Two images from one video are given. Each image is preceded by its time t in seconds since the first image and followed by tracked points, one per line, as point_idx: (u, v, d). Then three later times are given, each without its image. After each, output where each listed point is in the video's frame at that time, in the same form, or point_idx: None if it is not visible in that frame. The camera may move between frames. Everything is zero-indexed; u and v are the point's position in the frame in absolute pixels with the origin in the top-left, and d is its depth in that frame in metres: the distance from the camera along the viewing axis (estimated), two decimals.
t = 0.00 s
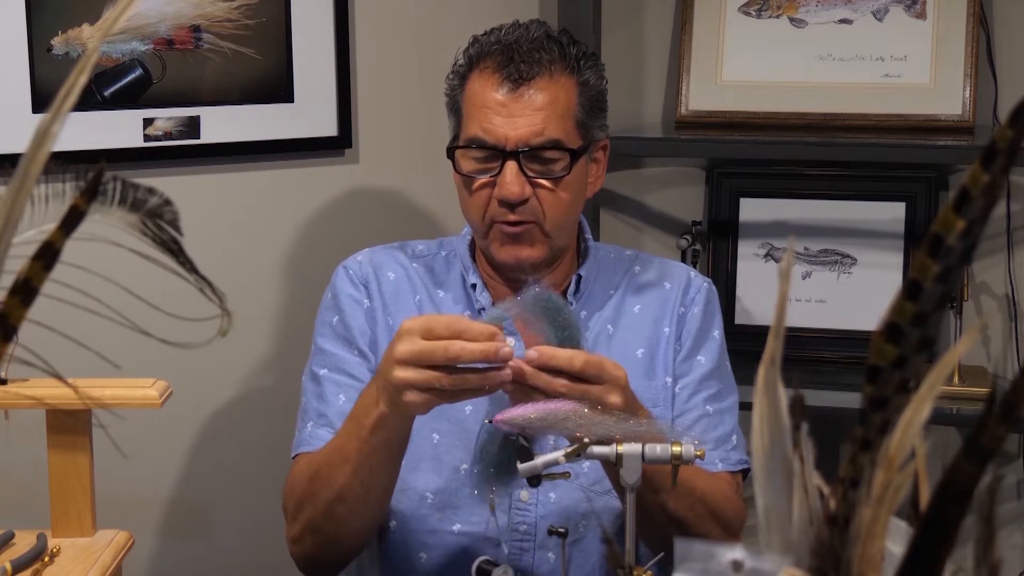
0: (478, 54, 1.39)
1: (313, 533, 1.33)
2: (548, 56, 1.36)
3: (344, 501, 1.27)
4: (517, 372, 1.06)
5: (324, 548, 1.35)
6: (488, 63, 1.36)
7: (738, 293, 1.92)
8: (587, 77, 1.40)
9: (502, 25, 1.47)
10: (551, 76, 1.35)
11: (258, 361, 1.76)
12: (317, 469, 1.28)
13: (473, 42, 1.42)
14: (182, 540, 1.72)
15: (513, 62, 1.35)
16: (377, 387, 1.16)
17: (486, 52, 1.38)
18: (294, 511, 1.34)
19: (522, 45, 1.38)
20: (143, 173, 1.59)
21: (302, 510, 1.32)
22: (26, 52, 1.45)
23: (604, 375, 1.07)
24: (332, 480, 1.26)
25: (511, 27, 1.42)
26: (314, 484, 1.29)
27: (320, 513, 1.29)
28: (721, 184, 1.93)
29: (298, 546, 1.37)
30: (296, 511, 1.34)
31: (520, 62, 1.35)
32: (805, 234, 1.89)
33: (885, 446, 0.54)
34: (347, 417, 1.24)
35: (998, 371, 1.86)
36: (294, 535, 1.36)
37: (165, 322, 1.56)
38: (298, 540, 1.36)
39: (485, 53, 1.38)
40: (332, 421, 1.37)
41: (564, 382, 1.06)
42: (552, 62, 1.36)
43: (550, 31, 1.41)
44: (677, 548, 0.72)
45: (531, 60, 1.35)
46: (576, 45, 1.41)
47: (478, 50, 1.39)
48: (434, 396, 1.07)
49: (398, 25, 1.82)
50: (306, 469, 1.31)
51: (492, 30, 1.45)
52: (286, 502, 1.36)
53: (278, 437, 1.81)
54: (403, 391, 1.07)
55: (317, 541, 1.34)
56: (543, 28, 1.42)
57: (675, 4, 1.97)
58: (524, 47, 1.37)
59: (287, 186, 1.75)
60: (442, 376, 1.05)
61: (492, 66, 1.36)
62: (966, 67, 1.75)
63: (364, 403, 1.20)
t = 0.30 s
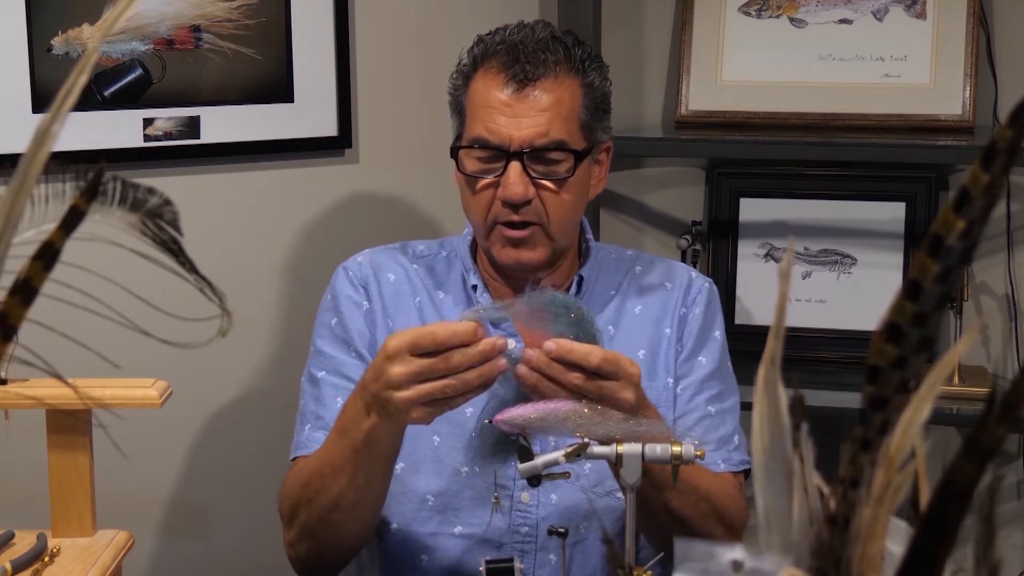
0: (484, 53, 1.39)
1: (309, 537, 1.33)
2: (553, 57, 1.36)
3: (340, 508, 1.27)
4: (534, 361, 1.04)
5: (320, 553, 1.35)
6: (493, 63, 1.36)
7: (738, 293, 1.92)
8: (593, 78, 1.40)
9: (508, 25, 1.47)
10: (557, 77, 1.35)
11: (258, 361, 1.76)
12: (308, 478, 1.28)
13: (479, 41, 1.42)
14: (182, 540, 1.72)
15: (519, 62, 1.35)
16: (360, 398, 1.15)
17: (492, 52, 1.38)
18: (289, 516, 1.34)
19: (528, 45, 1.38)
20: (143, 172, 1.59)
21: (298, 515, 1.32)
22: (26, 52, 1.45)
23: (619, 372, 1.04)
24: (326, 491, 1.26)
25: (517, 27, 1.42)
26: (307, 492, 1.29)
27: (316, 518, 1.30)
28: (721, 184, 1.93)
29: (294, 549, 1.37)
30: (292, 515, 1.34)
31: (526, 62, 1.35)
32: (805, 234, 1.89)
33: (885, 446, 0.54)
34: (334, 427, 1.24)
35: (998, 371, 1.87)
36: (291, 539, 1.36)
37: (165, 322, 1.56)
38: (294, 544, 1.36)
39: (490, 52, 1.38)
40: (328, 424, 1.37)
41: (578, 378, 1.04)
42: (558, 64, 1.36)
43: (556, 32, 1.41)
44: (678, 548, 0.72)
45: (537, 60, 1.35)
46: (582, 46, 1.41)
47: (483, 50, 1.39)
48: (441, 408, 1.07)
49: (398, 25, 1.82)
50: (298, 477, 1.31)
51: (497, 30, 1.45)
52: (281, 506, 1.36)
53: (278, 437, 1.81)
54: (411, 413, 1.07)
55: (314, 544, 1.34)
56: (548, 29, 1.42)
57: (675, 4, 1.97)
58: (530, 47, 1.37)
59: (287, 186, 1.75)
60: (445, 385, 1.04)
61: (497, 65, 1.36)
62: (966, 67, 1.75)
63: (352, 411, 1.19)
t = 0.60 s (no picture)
0: (487, 51, 1.39)
1: (297, 536, 1.33)
2: (556, 56, 1.36)
3: (321, 507, 1.27)
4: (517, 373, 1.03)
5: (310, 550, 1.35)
6: (496, 61, 1.36)
7: (738, 294, 1.92)
8: (595, 78, 1.40)
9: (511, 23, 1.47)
10: (559, 76, 1.35)
11: (258, 362, 1.76)
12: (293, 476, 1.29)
13: (482, 39, 1.42)
14: (181, 540, 1.71)
15: (522, 60, 1.35)
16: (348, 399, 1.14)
17: (495, 50, 1.38)
18: (278, 515, 1.34)
19: (532, 44, 1.37)
20: (143, 172, 1.59)
21: (284, 515, 1.32)
22: (26, 52, 1.45)
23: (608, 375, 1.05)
24: (310, 491, 1.26)
25: (520, 26, 1.42)
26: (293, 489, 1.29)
27: (302, 517, 1.30)
28: (721, 184, 1.93)
29: (283, 549, 1.37)
30: (279, 515, 1.34)
31: (529, 61, 1.35)
32: (805, 234, 1.89)
33: (885, 446, 0.54)
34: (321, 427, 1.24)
35: (998, 371, 1.87)
36: (279, 538, 1.36)
37: (165, 322, 1.56)
38: (283, 543, 1.36)
39: (494, 50, 1.38)
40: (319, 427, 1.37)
41: (567, 388, 1.04)
42: (561, 63, 1.36)
43: (559, 31, 1.41)
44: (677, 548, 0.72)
45: (540, 59, 1.35)
46: (585, 45, 1.41)
47: (487, 47, 1.39)
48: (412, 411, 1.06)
49: (398, 25, 1.82)
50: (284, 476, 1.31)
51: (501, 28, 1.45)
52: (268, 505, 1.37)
53: (278, 437, 1.81)
54: (389, 411, 1.06)
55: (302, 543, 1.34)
56: (553, 28, 1.42)
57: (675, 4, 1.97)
58: (534, 46, 1.37)
59: (287, 186, 1.75)
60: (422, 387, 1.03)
61: (501, 63, 1.35)
62: (966, 67, 1.75)
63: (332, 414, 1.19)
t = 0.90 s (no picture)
0: (477, 52, 1.39)
1: (312, 535, 1.33)
2: (546, 56, 1.36)
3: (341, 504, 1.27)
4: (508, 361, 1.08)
5: (324, 550, 1.35)
6: (486, 62, 1.36)
7: (738, 294, 1.92)
8: (586, 76, 1.40)
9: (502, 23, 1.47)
10: (550, 75, 1.35)
11: (258, 362, 1.76)
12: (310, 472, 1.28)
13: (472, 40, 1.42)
14: (181, 540, 1.71)
15: (512, 61, 1.35)
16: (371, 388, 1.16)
17: (485, 50, 1.38)
18: (290, 515, 1.34)
19: (521, 44, 1.37)
20: (143, 173, 1.59)
21: (299, 515, 1.32)
22: (26, 52, 1.45)
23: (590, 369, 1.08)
24: (328, 487, 1.26)
25: (510, 25, 1.42)
26: (309, 487, 1.28)
27: (317, 516, 1.29)
28: (721, 184, 1.93)
29: (297, 550, 1.37)
30: (293, 516, 1.33)
31: (519, 61, 1.35)
32: (805, 234, 1.89)
33: (885, 446, 0.54)
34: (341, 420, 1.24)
35: (998, 371, 1.87)
36: (293, 539, 1.36)
37: (165, 322, 1.56)
38: (297, 544, 1.36)
39: (484, 51, 1.38)
40: (327, 425, 1.37)
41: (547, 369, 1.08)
42: (550, 62, 1.36)
43: (549, 31, 1.41)
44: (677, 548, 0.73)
45: (530, 59, 1.35)
46: (575, 44, 1.41)
47: (477, 49, 1.39)
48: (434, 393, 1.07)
49: (398, 25, 1.82)
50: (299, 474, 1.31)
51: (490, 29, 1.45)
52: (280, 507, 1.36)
53: (277, 437, 1.81)
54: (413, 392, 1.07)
55: (316, 544, 1.34)
56: (542, 27, 1.42)
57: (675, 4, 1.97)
58: (523, 46, 1.37)
59: (287, 186, 1.75)
60: (446, 363, 1.04)
61: (490, 64, 1.35)
62: (966, 68, 1.75)
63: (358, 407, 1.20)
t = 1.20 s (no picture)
0: (479, 53, 1.39)
1: (312, 540, 1.33)
2: (547, 57, 1.36)
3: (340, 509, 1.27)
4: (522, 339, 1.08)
5: (323, 555, 1.35)
6: (487, 63, 1.36)
7: (738, 294, 1.92)
8: (587, 78, 1.40)
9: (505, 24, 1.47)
10: (551, 76, 1.35)
11: (259, 362, 1.76)
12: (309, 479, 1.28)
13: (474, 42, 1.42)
14: (181, 540, 1.71)
15: (512, 62, 1.35)
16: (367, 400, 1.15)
17: (486, 51, 1.38)
18: (290, 521, 1.33)
19: (522, 45, 1.38)
20: (144, 173, 1.59)
21: (299, 521, 1.31)
22: (26, 52, 1.45)
23: (592, 364, 1.06)
24: (329, 496, 1.26)
25: (512, 26, 1.42)
26: (307, 494, 1.28)
27: (317, 521, 1.29)
28: (721, 184, 1.93)
29: (297, 554, 1.36)
30: (292, 522, 1.33)
31: (520, 62, 1.35)
32: (804, 234, 1.89)
33: (885, 446, 0.54)
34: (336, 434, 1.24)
35: (998, 371, 1.87)
36: (293, 543, 1.36)
37: (165, 323, 1.56)
38: (297, 548, 1.36)
39: (485, 52, 1.38)
40: (326, 428, 1.37)
41: (549, 347, 1.07)
42: (551, 64, 1.36)
43: (551, 32, 1.41)
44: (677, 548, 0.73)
45: (531, 60, 1.35)
46: (577, 45, 1.41)
47: (479, 49, 1.39)
48: (460, 406, 1.06)
49: (398, 25, 1.82)
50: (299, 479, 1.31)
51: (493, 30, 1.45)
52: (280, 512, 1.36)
53: (277, 436, 1.81)
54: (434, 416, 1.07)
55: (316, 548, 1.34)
56: (544, 28, 1.42)
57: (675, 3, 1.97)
58: (524, 47, 1.37)
59: (287, 186, 1.75)
60: (456, 380, 1.03)
61: (491, 65, 1.36)
62: (966, 68, 1.75)
63: (354, 423, 1.18)
